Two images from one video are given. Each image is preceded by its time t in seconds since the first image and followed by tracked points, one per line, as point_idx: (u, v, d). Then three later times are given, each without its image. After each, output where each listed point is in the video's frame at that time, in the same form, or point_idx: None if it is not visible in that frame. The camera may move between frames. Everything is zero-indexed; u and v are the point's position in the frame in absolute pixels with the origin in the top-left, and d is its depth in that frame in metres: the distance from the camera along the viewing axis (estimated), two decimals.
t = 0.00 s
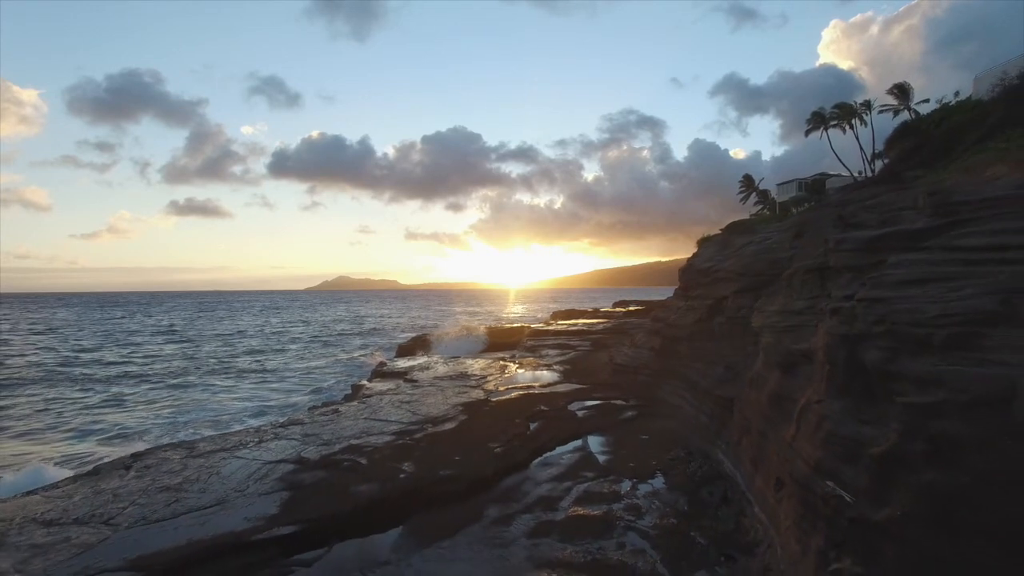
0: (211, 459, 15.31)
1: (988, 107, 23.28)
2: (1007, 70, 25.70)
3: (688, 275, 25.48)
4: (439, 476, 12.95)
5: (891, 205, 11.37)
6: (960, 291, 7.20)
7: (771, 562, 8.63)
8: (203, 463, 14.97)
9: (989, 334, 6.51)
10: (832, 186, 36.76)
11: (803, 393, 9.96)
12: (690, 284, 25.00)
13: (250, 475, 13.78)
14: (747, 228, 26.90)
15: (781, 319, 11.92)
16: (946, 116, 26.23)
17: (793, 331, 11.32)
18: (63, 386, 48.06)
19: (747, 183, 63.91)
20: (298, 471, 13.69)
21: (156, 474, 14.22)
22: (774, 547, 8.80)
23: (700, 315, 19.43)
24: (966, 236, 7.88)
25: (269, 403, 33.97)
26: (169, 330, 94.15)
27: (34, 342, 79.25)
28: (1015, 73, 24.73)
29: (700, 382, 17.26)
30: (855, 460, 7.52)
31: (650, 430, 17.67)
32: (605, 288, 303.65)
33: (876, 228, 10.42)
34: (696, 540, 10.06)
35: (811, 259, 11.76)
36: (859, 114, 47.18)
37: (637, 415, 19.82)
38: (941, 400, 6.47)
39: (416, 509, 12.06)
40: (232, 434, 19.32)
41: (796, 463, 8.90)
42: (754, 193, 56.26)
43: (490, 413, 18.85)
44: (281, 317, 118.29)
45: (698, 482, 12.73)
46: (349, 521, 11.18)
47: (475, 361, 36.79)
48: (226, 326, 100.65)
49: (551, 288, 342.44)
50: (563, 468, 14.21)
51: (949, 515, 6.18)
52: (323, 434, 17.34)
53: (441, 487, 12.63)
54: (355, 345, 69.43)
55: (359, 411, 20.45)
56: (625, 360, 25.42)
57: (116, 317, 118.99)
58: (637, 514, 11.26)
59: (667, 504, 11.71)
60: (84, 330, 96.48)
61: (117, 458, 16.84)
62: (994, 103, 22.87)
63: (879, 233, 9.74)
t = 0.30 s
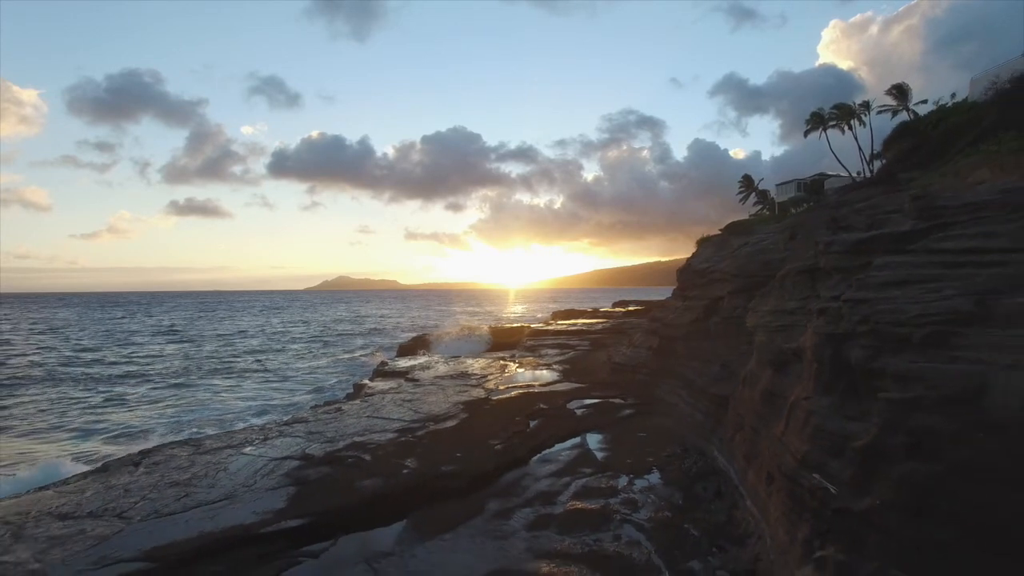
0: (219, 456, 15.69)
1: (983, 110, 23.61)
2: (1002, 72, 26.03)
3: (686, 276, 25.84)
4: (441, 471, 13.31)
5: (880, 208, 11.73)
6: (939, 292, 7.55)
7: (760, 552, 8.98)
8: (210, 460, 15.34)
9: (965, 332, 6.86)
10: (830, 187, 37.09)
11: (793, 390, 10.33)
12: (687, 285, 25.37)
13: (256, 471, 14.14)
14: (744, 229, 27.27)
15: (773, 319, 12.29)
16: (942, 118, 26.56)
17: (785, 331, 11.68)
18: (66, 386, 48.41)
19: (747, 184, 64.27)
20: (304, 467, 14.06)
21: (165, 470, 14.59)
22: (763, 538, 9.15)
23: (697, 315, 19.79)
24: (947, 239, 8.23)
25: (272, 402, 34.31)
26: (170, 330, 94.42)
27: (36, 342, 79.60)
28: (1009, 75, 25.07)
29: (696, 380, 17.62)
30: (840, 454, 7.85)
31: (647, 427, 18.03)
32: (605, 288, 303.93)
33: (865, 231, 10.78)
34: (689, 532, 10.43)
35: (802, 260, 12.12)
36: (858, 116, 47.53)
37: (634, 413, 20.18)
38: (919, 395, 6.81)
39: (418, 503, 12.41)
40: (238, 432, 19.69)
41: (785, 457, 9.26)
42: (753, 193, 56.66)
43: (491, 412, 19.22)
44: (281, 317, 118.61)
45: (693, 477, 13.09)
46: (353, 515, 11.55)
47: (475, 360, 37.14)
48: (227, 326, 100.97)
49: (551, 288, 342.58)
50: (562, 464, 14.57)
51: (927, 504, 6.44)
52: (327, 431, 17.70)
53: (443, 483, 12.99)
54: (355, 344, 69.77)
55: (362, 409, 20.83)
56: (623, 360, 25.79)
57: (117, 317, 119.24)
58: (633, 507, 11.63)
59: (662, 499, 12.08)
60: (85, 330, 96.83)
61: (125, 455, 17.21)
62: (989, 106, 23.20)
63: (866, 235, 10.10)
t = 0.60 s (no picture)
0: (225, 453, 16.05)
1: (977, 113, 23.94)
2: (997, 75, 26.35)
3: (684, 277, 26.20)
4: (444, 468, 13.67)
5: (869, 211, 12.12)
6: (919, 293, 7.93)
7: (750, 543, 9.31)
8: (217, 456, 15.71)
9: (942, 331, 7.23)
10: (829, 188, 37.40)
11: (783, 388, 10.69)
12: (685, 285, 25.75)
13: (263, 467, 14.50)
14: (742, 230, 27.62)
15: (766, 319, 12.66)
16: (937, 119, 26.89)
17: (777, 331, 12.06)
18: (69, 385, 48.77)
19: (746, 185, 64.65)
20: (310, 463, 14.42)
21: (174, 466, 14.96)
22: (754, 529, 9.49)
23: (694, 315, 20.16)
24: (930, 243, 8.62)
25: (274, 401, 34.66)
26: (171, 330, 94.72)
27: (39, 342, 80.18)
28: (1003, 78, 25.43)
29: (693, 379, 17.99)
30: (826, 448, 8.20)
31: (645, 425, 18.40)
32: (605, 288, 304.25)
33: (854, 234, 11.14)
34: (684, 525, 10.80)
35: (793, 262, 12.51)
36: (856, 117, 47.89)
37: (632, 412, 20.55)
38: (899, 391, 7.19)
39: (421, 498, 12.77)
40: (243, 430, 20.06)
41: (775, 452, 9.63)
42: (752, 194, 57.05)
43: (491, 410, 19.59)
44: (282, 317, 118.84)
45: (688, 473, 13.45)
46: (358, 509, 11.90)
47: (475, 360, 37.52)
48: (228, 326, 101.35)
49: (551, 288, 342.93)
50: (561, 460, 14.94)
51: (902, 493, 6.75)
52: (331, 429, 18.08)
53: (445, 479, 13.36)
54: (356, 344, 70.08)
55: (365, 408, 21.19)
56: (622, 359, 26.16)
57: (119, 317, 119.63)
58: (630, 501, 12.00)
59: (658, 493, 12.44)
60: (86, 330, 97.08)
61: (134, 453, 17.58)
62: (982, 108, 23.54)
63: (855, 238, 10.48)
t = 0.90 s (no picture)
0: (235, 448, 16.61)
1: (968, 116, 24.43)
2: (988, 78, 26.83)
3: (680, 277, 26.75)
4: (446, 462, 14.22)
5: (855, 215, 12.65)
6: (894, 294, 8.46)
7: (737, 531, 9.83)
8: (227, 452, 16.26)
9: (913, 331, 7.75)
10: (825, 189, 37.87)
11: (771, 384, 11.23)
12: (681, 286, 26.28)
13: (272, 461, 15.05)
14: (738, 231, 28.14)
15: (756, 319, 13.19)
16: (931, 122, 27.36)
17: (765, 330, 12.60)
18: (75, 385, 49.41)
19: (745, 185, 65.20)
20: (317, 458, 14.96)
21: (186, 461, 15.51)
22: (741, 518, 10.02)
23: (689, 315, 20.69)
24: (906, 247, 9.15)
25: (278, 400, 35.22)
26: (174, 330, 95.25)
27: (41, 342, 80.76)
28: (994, 82, 25.91)
29: (688, 377, 18.53)
30: (807, 440, 8.72)
31: (641, 422, 18.96)
32: (605, 288, 304.69)
33: (838, 237, 11.68)
34: (676, 515, 11.35)
35: (782, 265, 13.04)
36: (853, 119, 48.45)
37: (629, 409, 21.10)
38: (873, 386, 7.68)
39: (424, 491, 13.31)
40: (250, 426, 20.64)
41: (762, 446, 10.16)
42: (751, 195, 57.69)
43: (492, 407, 20.15)
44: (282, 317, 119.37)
45: (682, 467, 14.00)
46: (365, 500, 12.44)
47: (476, 359, 38.08)
48: (230, 326, 101.96)
49: (551, 288, 343.44)
50: (559, 455, 15.49)
51: (875, 482, 7.22)
52: (336, 425, 18.65)
53: (448, 472, 13.90)
54: (357, 344, 70.62)
55: (369, 405, 21.75)
56: (620, 358, 26.71)
57: (121, 317, 120.23)
58: (625, 493, 12.54)
59: (652, 486, 12.98)
60: (88, 330, 97.66)
61: (146, 448, 18.16)
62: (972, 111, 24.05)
63: (838, 242, 11.01)
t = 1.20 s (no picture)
0: (241, 445, 16.98)
1: (963, 118, 24.78)
2: (983, 80, 27.18)
3: (678, 278, 27.12)
4: (448, 458, 14.59)
5: (845, 218, 13.02)
6: (878, 295, 8.83)
7: (730, 522, 10.22)
8: (234, 448, 16.63)
9: (895, 329, 8.12)
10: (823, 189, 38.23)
11: (763, 382, 11.61)
12: (679, 286, 26.65)
13: (278, 457, 15.42)
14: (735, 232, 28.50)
15: (750, 318, 13.56)
16: (926, 123, 27.69)
17: (758, 329, 12.98)
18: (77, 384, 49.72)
19: (744, 186, 65.46)
20: (322, 454, 15.33)
21: (193, 457, 15.88)
22: (734, 510, 10.40)
23: (687, 315, 21.07)
24: (891, 249, 9.52)
25: (280, 399, 35.55)
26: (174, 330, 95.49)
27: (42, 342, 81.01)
28: (989, 84, 26.24)
29: (684, 375, 18.92)
30: (796, 435, 9.10)
31: (639, 420, 19.35)
32: (605, 287, 304.80)
33: (829, 239, 12.04)
34: (671, 508, 11.72)
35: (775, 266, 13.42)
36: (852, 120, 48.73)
37: (626, 407, 21.49)
38: (857, 382, 8.04)
39: (427, 486, 13.68)
40: (255, 424, 21.01)
41: (754, 440, 10.53)
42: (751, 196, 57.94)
43: (493, 405, 20.53)
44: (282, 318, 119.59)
45: (678, 462, 14.38)
46: (369, 495, 12.80)
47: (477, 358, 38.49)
48: (231, 326, 102.25)
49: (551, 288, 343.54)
50: (558, 452, 15.86)
51: (858, 473, 7.59)
52: (340, 423, 19.02)
53: (450, 468, 14.27)
54: (358, 344, 70.95)
55: (371, 403, 22.12)
56: (619, 357, 27.09)
57: (122, 317, 120.54)
58: (622, 488, 12.92)
59: (648, 481, 13.35)
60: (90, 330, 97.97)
61: (154, 446, 18.53)
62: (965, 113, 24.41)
63: (828, 243, 11.38)
